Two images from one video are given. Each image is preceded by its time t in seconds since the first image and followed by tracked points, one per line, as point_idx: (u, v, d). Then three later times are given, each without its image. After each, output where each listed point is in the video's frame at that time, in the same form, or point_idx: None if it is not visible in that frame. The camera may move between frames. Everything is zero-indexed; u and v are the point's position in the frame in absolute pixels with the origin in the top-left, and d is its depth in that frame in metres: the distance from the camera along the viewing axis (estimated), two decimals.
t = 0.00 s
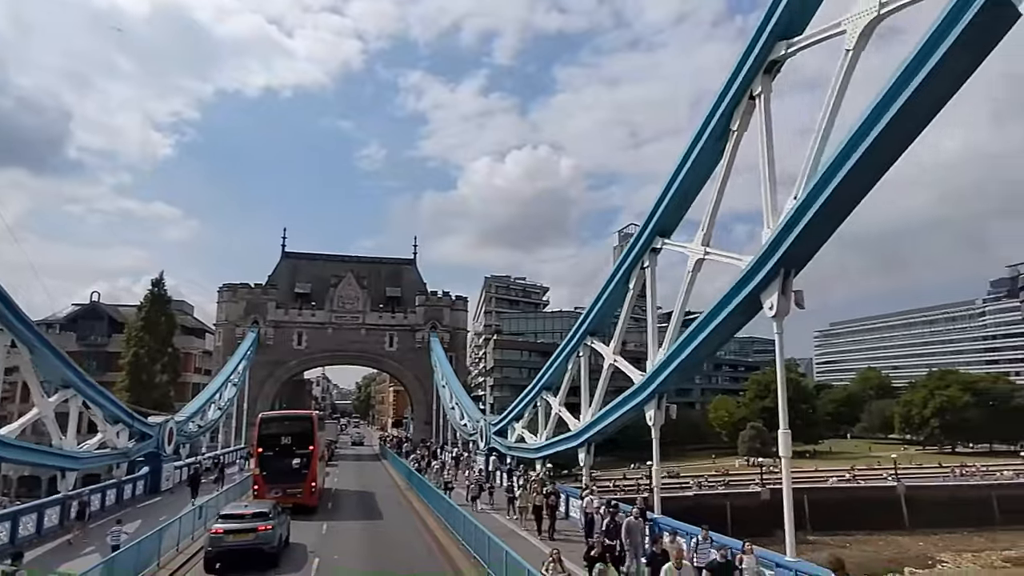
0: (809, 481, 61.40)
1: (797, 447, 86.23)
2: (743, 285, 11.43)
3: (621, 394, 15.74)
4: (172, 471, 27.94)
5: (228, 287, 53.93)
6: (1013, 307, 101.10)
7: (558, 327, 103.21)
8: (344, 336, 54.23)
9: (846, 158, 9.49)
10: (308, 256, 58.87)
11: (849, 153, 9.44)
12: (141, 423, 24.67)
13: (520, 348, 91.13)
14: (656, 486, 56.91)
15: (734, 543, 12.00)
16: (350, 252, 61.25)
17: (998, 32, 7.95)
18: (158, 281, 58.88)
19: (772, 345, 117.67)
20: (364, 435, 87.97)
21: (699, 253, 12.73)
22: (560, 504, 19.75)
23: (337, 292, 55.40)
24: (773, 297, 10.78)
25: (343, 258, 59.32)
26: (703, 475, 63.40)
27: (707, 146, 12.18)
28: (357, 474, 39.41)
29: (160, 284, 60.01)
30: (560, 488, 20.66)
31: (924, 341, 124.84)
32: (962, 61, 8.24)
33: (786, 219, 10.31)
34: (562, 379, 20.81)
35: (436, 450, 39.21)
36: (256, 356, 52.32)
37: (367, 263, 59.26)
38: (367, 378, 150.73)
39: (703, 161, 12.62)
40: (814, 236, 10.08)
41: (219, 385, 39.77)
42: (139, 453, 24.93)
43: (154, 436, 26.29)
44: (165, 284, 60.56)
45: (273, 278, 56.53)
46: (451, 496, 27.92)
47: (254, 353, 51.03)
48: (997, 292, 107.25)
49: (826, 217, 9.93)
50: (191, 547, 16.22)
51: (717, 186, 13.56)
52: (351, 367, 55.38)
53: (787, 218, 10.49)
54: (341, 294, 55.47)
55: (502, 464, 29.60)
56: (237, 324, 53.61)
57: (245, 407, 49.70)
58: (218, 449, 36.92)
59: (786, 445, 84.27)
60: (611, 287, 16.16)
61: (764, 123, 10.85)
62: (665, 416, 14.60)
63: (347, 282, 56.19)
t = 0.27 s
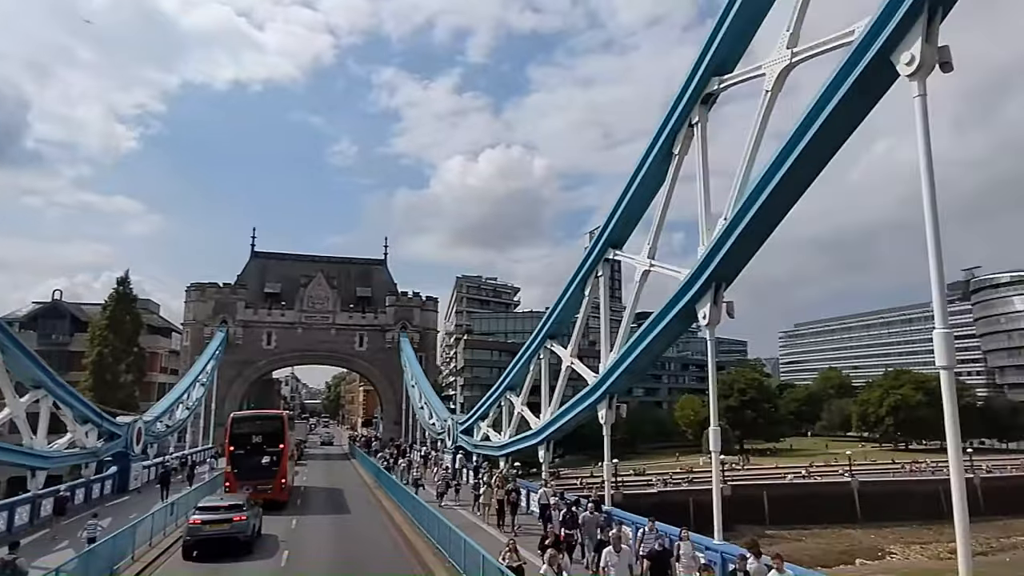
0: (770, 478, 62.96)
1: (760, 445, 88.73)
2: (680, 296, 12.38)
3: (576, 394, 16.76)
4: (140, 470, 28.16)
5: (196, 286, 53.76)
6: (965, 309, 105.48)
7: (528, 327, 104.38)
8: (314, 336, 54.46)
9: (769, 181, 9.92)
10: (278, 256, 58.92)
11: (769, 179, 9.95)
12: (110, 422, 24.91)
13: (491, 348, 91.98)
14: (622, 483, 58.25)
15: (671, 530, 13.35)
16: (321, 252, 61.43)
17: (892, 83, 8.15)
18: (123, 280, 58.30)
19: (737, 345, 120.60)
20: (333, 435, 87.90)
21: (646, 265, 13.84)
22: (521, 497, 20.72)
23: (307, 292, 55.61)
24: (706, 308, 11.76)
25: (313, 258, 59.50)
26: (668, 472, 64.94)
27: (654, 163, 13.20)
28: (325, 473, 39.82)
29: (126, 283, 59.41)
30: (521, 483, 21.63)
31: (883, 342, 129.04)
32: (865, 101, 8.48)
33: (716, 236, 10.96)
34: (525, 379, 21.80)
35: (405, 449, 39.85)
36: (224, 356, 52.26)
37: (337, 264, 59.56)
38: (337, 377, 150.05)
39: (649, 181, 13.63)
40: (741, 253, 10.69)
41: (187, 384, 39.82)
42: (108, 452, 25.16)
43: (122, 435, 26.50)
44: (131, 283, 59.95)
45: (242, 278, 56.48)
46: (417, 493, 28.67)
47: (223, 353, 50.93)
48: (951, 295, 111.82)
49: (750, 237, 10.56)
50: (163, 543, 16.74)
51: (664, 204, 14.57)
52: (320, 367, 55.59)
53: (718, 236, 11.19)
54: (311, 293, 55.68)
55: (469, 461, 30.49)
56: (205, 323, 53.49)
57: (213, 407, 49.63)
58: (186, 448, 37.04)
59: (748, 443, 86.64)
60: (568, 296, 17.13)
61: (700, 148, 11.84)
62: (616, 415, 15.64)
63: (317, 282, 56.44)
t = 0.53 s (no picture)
0: (738, 475, 64.63)
1: (729, 443, 90.64)
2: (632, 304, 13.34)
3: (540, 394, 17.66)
4: (113, 470, 28.34)
5: (168, 286, 53.60)
6: (927, 311, 108.85)
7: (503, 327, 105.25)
8: (288, 336, 54.62)
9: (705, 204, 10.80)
10: (252, 256, 58.94)
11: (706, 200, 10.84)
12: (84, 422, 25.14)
13: (466, 348, 92.62)
14: (594, 481, 59.22)
15: (623, 521, 14.56)
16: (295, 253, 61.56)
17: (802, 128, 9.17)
18: (93, 279, 57.78)
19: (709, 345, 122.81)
20: (307, 435, 87.72)
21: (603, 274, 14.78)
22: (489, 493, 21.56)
23: (282, 292, 55.78)
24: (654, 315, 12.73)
25: (288, 259, 59.62)
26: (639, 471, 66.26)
27: (610, 179, 14.19)
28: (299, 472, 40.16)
29: (96, 282, 58.87)
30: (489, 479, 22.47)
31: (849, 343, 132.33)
32: (786, 137, 9.43)
33: (662, 251, 11.85)
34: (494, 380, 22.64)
35: (378, 448, 40.38)
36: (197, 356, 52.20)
37: (312, 264, 59.78)
38: (312, 377, 149.23)
39: (606, 198, 14.59)
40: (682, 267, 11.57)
41: (160, 385, 39.86)
42: (81, 452, 25.35)
43: (96, 436, 26.70)
44: (101, 282, 59.41)
45: (215, 278, 56.41)
46: (390, 491, 29.30)
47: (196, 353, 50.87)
48: (914, 297, 115.26)
49: (691, 252, 11.47)
50: (141, 539, 17.23)
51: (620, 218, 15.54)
52: (294, 367, 55.75)
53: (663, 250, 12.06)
54: (285, 294, 55.85)
55: (441, 460, 31.23)
56: (178, 323, 53.37)
57: (186, 407, 49.54)
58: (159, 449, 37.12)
59: (718, 442, 88.53)
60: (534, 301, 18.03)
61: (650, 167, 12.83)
62: (576, 414, 16.56)
63: (291, 282, 56.62)
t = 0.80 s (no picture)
0: (733, 475, 65.42)
1: (727, 443, 91.28)
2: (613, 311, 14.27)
3: (531, 395, 18.54)
4: (121, 467, 29.20)
5: (172, 287, 54.54)
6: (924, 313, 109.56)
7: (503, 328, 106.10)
8: (290, 337, 55.50)
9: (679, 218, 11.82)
10: (254, 258, 59.85)
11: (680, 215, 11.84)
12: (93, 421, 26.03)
13: (465, 349, 93.45)
14: (591, 480, 59.93)
15: (606, 513, 15.46)
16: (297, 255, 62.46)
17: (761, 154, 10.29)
18: (98, 280, 58.67)
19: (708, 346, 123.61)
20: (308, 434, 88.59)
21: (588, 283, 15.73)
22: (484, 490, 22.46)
23: (284, 294, 56.68)
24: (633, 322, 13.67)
25: (290, 261, 60.52)
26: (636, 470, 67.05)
27: (596, 195, 15.15)
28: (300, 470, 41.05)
29: (100, 284, 59.76)
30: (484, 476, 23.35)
31: (848, 344, 132.96)
32: (749, 159, 10.53)
33: (640, 263, 12.79)
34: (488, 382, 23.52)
35: (379, 447, 41.24)
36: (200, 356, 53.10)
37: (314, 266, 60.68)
38: (313, 376, 150.10)
39: (591, 211, 15.56)
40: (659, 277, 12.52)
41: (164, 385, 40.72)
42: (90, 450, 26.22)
43: (104, 434, 27.58)
44: (105, 283, 60.28)
45: (218, 279, 57.32)
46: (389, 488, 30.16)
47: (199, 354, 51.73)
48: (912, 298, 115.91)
49: (667, 262, 12.43)
50: (151, 532, 18.11)
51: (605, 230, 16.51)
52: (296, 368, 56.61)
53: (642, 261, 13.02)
54: (287, 295, 56.75)
55: (438, 459, 32.11)
56: (182, 324, 54.28)
57: (189, 407, 50.43)
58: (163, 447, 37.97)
59: (715, 442, 89.29)
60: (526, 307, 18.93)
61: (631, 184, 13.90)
62: (564, 414, 17.44)
63: (293, 284, 57.52)
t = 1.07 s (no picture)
0: (771, 477, 64.80)
1: (766, 446, 90.14)
2: (633, 319, 15.21)
3: (559, 398, 19.47)
4: (177, 464, 31.11)
5: (222, 292, 57.18)
6: (974, 313, 106.08)
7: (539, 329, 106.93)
8: (332, 340, 57.47)
9: (695, 229, 12.74)
10: (298, 264, 62.20)
11: (695, 226, 12.75)
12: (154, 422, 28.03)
13: (502, 350, 94.65)
14: (626, 481, 60.23)
15: (627, 509, 16.43)
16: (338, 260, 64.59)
17: (767, 171, 11.26)
18: (153, 286, 61.78)
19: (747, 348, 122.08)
20: (350, 434, 90.97)
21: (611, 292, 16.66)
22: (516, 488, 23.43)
23: (327, 298, 58.74)
24: (651, 329, 14.58)
25: (332, 266, 62.66)
26: (672, 471, 66.99)
27: (617, 209, 16.13)
28: (343, 468, 42.73)
29: (155, 289, 62.87)
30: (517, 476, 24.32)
31: (894, 345, 129.42)
32: (756, 175, 11.50)
33: (657, 273, 13.70)
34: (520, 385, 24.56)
35: (418, 448, 42.62)
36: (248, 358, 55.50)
37: (354, 271, 62.69)
38: (354, 378, 153.50)
39: (613, 224, 16.52)
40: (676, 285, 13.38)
41: (215, 387, 42.82)
42: (151, 447, 28.21)
43: (163, 433, 29.59)
44: (159, 289, 63.39)
45: (265, 285, 59.81)
46: (427, 486, 31.40)
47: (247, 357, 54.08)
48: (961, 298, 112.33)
49: (683, 272, 13.36)
50: (209, 523, 19.58)
51: (628, 240, 17.44)
52: (338, 369, 58.56)
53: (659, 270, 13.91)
54: (330, 299, 58.80)
55: (474, 458, 33.18)
56: (230, 328, 56.90)
57: (238, 407, 52.66)
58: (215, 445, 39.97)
59: (755, 444, 88.26)
60: (553, 315, 19.92)
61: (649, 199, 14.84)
62: (590, 416, 18.33)
63: (336, 289, 59.59)
